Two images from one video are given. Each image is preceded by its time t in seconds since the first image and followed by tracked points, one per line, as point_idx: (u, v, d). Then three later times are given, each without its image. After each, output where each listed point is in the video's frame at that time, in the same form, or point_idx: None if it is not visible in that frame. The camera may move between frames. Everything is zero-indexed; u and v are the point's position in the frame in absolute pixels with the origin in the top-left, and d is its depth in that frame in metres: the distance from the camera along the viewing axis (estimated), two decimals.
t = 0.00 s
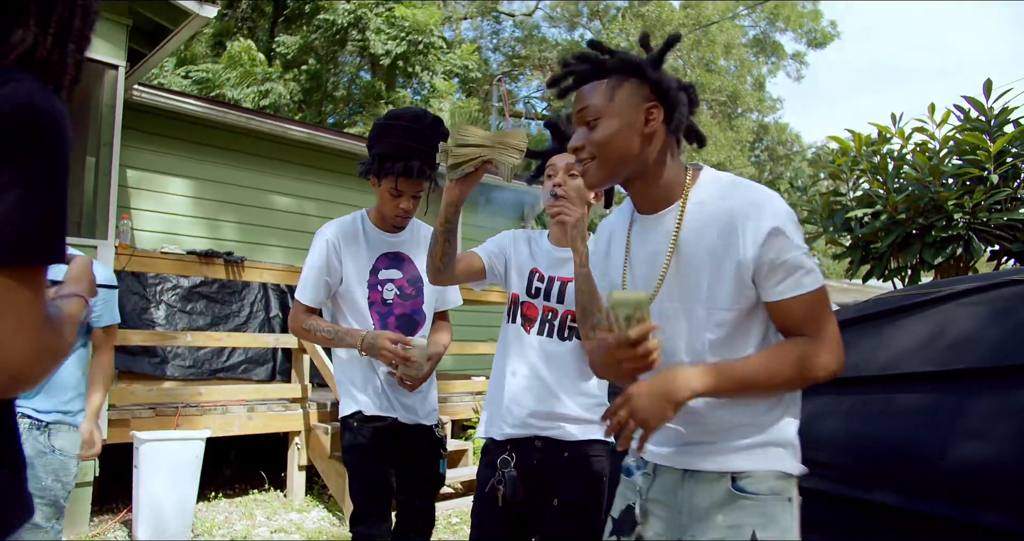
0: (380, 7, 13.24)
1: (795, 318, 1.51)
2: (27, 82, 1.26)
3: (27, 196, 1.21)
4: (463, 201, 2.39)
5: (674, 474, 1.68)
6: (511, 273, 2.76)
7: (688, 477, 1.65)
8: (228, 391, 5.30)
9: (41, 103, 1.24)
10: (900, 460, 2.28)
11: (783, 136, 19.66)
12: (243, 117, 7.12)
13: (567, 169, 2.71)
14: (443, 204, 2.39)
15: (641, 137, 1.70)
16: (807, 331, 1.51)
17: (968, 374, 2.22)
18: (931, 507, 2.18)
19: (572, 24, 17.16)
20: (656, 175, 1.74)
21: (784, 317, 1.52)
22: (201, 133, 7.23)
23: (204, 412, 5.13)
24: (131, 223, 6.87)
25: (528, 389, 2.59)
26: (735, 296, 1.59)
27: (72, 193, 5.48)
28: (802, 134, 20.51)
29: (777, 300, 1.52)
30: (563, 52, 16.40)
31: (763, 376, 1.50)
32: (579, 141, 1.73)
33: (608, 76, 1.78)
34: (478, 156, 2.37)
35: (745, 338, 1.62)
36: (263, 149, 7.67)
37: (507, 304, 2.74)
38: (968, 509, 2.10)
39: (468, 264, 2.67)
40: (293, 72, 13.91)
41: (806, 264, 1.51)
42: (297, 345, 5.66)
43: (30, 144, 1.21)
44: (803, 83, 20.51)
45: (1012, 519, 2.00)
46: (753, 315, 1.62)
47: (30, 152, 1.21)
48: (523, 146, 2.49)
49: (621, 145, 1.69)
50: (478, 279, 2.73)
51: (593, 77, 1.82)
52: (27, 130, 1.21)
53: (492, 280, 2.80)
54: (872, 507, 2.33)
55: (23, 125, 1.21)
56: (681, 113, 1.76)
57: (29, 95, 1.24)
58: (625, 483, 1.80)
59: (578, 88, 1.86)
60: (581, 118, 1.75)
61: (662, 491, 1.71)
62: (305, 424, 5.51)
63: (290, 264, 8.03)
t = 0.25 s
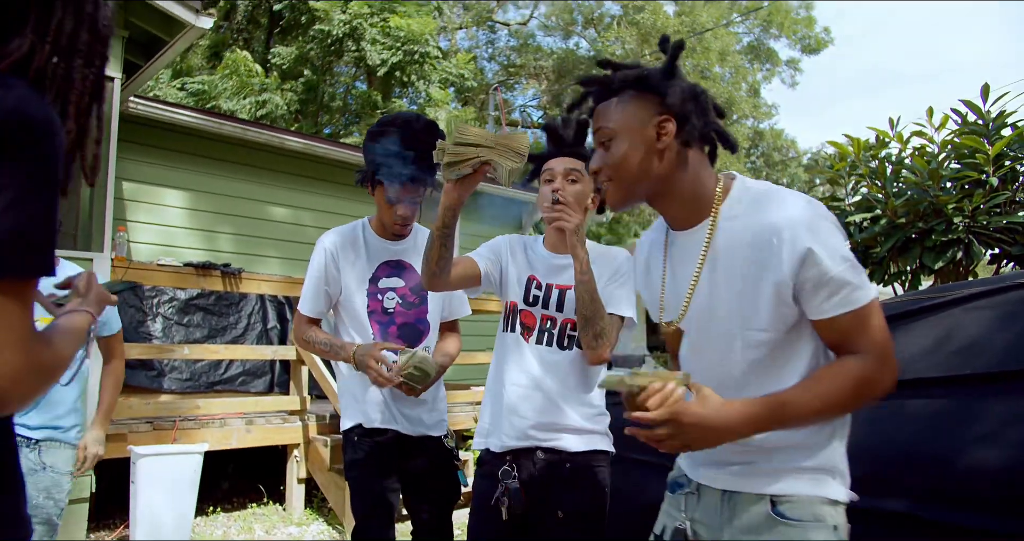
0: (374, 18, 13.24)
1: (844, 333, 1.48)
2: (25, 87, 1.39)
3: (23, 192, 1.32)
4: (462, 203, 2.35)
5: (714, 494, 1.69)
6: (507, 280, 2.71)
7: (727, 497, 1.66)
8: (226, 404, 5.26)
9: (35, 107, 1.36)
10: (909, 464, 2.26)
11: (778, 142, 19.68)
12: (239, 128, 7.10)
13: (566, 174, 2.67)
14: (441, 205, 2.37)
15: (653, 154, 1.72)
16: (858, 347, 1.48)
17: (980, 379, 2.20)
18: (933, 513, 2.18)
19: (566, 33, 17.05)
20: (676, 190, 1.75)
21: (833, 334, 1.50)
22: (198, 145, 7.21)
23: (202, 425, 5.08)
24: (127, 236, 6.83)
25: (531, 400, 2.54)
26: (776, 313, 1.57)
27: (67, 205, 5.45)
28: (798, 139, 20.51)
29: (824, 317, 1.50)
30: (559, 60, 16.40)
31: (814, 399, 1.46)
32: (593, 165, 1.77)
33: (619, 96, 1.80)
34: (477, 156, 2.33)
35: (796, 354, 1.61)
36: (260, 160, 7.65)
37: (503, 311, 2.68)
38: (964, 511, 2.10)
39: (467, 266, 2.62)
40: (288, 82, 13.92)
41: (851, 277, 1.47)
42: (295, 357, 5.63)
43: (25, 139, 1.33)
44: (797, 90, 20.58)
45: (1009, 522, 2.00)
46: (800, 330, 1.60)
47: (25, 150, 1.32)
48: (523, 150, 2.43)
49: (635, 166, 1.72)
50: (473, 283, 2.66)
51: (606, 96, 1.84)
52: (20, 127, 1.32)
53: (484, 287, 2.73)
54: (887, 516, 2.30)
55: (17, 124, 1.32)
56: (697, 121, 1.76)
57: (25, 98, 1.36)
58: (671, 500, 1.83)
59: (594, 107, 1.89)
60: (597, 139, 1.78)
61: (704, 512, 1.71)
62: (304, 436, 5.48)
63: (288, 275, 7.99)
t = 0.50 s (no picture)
0: (366, 28, 13.33)
1: (884, 342, 1.44)
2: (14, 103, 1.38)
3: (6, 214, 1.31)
4: (452, 207, 2.32)
5: (748, 500, 1.66)
6: (497, 286, 2.64)
7: (761, 502, 1.64)
8: (221, 417, 5.21)
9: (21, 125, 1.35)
10: (915, 469, 2.23)
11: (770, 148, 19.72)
12: (233, 139, 7.07)
13: (560, 182, 2.65)
14: (431, 208, 2.35)
15: (697, 140, 1.66)
16: (902, 359, 1.43)
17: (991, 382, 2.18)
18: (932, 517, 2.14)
19: (558, 42, 17.01)
20: (718, 179, 1.70)
21: (873, 342, 1.46)
22: (191, 156, 7.17)
23: (197, 440, 5.02)
24: (120, 249, 6.79)
25: (529, 411, 2.47)
26: (808, 311, 1.55)
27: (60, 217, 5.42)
28: (789, 145, 20.58)
29: (862, 324, 1.45)
30: (550, 69, 16.42)
31: (842, 408, 1.43)
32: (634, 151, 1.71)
33: (664, 79, 1.73)
34: (468, 161, 2.26)
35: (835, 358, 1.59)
36: (254, 171, 7.62)
37: (493, 318, 2.63)
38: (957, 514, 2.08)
39: (455, 268, 2.57)
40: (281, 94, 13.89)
41: (896, 284, 1.41)
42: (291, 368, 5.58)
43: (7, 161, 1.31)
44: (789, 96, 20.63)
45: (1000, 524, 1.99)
46: (838, 332, 1.58)
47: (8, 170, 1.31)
48: (519, 154, 2.31)
49: (677, 151, 1.66)
50: (461, 287, 2.62)
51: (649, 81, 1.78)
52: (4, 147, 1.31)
53: (474, 293, 2.68)
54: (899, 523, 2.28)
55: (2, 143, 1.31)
56: (744, 108, 1.69)
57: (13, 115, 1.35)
58: (708, 502, 1.82)
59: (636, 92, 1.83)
60: (637, 125, 1.73)
61: (739, 518, 1.69)
62: (300, 449, 5.42)
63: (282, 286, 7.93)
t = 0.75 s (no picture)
0: (361, 34, 13.35)
1: (910, 330, 1.38)
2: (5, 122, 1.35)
3: None
4: (449, 204, 2.13)
5: (769, 491, 1.60)
6: (485, 289, 2.52)
7: (781, 494, 1.57)
8: (219, 426, 5.17)
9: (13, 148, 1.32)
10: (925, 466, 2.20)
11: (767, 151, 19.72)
12: (230, 146, 7.07)
13: (554, 186, 2.61)
14: (425, 203, 2.16)
15: (739, 107, 1.62)
16: (928, 349, 1.36)
17: (999, 383, 2.16)
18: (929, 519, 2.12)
19: (553, 46, 16.98)
20: (756, 150, 1.65)
21: (899, 330, 1.40)
22: (188, 164, 7.15)
23: (195, 449, 4.98)
24: (117, 257, 6.76)
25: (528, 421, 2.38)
26: (837, 297, 1.51)
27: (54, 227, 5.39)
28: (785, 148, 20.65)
29: (889, 309, 1.40)
30: (546, 74, 16.42)
31: (859, 388, 1.37)
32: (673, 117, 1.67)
33: (708, 46, 1.71)
34: (468, 157, 2.08)
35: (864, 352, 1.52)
36: (251, 178, 7.60)
37: (481, 325, 2.50)
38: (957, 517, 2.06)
39: (440, 268, 2.41)
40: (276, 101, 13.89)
41: (928, 270, 1.36)
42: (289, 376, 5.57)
43: None
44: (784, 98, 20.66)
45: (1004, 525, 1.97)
46: (867, 324, 1.52)
47: None
48: (519, 151, 2.18)
49: (716, 116, 1.61)
50: (446, 291, 2.47)
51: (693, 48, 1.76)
52: None
53: (459, 298, 2.54)
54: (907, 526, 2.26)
55: None
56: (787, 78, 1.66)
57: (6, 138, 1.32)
58: (730, 494, 1.75)
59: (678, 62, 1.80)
60: (676, 92, 1.70)
61: (760, 510, 1.62)
62: (299, 457, 5.39)
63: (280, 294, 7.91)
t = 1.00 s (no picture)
0: (353, 46, 13.37)
1: (928, 342, 1.35)
2: None
3: None
4: (441, 202, 1.99)
5: (786, 497, 1.58)
6: (467, 297, 2.41)
7: (799, 500, 1.54)
8: (217, 441, 5.13)
9: None
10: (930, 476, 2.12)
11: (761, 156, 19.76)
12: (223, 160, 7.04)
13: (545, 195, 2.50)
14: (415, 198, 2.01)
15: (780, 95, 1.56)
16: (936, 364, 1.35)
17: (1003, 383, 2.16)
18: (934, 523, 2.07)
19: (545, 56, 16.95)
20: (793, 143, 1.59)
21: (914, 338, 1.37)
22: (181, 178, 7.13)
23: (193, 465, 4.93)
24: (111, 272, 6.72)
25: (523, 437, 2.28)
26: (863, 303, 1.45)
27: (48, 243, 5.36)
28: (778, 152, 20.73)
29: (909, 318, 1.37)
30: (539, 83, 16.38)
31: (868, 389, 1.34)
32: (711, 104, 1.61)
33: (749, 32, 1.65)
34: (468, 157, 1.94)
35: (885, 363, 1.48)
36: (245, 191, 7.57)
37: (462, 332, 2.38)
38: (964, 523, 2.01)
39: (423, 269, 2.28)
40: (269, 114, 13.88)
41: (956, 286, 1.32)
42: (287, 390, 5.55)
43: None
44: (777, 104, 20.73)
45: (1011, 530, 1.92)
46: (894, 338, 1.47)
47: None
48: (521, 161, 2.11)
49: (756, 106, 1.56)
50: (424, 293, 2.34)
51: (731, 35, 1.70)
52: None
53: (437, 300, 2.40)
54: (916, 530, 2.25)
55: None
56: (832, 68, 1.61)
57: None
58: (745, 501, 1.73)
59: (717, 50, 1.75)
60: (717, 77, 1.64)
61: (776, 514, 1.60)
62: (298, 471, 5.35)
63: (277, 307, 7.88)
